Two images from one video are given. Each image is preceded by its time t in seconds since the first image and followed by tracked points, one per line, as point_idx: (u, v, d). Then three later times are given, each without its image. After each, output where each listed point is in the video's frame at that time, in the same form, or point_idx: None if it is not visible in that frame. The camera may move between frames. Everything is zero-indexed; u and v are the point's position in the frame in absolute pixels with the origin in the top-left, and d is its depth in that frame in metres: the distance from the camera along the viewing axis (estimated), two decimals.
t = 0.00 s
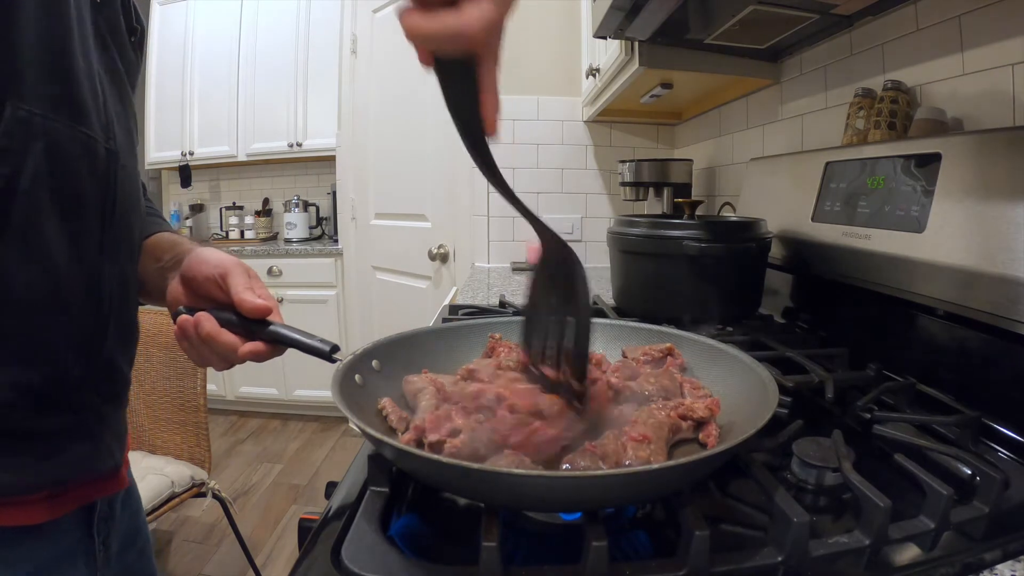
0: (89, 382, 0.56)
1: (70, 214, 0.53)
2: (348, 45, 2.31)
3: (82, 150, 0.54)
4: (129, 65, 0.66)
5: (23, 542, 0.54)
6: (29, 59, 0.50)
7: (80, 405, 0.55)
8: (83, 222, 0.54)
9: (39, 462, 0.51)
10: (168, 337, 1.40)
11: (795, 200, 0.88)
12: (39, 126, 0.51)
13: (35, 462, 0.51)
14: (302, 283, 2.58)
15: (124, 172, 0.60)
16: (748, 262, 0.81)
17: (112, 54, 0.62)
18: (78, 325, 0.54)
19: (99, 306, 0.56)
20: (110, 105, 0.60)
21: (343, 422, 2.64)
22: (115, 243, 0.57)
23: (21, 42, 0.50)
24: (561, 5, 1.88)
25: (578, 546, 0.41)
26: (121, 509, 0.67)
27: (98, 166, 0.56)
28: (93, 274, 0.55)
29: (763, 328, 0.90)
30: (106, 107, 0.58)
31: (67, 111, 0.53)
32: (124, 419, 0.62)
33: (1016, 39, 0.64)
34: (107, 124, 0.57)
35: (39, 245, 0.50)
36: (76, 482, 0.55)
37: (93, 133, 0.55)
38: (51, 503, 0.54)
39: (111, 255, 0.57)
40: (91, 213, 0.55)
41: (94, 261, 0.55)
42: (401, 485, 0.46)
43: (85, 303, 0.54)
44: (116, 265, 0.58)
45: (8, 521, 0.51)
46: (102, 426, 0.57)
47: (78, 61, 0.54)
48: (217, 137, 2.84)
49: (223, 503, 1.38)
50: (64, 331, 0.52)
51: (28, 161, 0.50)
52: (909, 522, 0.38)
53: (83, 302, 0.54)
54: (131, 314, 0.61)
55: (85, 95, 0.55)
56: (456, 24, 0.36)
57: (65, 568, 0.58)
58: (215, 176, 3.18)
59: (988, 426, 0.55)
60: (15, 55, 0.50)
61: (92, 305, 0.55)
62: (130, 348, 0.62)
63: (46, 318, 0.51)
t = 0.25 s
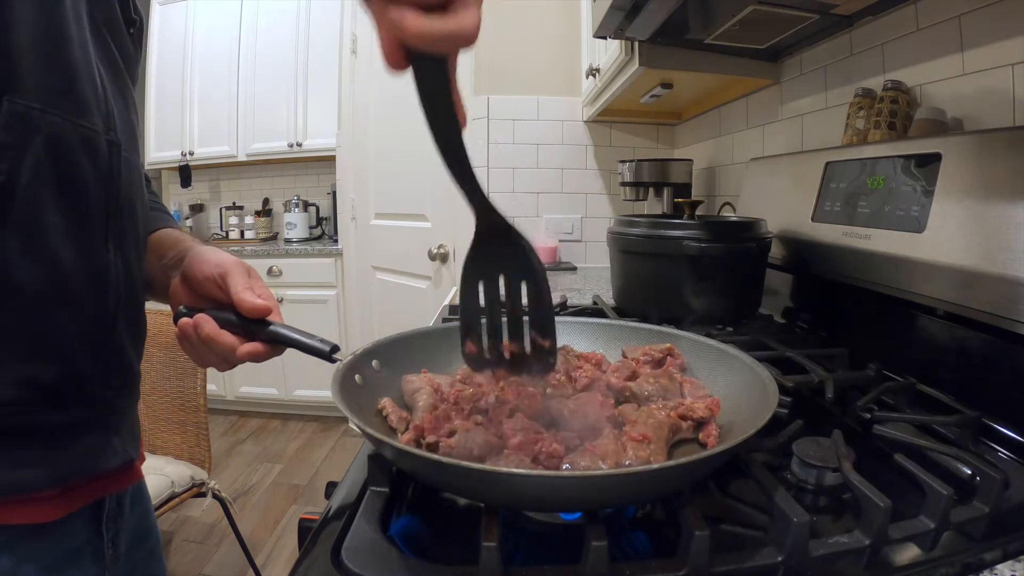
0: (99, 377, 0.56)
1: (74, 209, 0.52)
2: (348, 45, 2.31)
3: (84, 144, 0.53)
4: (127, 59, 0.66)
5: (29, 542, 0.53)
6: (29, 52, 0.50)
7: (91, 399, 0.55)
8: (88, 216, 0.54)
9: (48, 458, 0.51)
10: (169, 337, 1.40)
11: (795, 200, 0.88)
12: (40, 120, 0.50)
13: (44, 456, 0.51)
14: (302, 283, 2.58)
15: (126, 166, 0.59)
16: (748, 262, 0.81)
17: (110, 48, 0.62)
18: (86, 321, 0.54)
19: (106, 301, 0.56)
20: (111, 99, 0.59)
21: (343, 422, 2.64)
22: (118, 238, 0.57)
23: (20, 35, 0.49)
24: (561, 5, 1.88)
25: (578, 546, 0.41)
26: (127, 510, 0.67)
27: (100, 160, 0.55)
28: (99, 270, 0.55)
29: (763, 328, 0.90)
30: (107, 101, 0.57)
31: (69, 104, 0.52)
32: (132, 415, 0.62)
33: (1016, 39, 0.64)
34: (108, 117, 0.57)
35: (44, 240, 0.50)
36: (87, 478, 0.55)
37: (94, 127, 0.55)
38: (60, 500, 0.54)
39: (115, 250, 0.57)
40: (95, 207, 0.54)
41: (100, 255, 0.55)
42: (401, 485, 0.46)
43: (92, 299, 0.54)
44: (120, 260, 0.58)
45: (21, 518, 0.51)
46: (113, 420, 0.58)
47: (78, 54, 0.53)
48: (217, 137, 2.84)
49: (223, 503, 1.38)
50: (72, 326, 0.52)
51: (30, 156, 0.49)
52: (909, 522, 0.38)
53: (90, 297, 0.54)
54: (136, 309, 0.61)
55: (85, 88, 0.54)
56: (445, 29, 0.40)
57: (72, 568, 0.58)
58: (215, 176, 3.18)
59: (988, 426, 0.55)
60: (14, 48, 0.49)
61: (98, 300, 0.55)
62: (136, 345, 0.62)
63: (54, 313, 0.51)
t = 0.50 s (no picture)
0: (101, 379, 0.56)
1: (75, 214, 0.52)
2: (348, 46, 2.31)
3: (86, 149, 0.53)
4: (127, 61, 0.66)
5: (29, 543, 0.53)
6: (32, 57, 0.50)
7: (93, 401, 0.55)
8: (89, 221, 0.54)
9: (54, 460, 0.52)
10: (168, 337, 1.41)
11: (795, 200, 0.88)
12: (42, 126, 0.50)
13: (47, 456, 0.51)
14: (302, 283, 2.58)
15: (127, 171, 0.59)
16: (748, 262, 0.82)
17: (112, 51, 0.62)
18: (87, 324, 0.54)
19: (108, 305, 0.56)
20: (113, 103, 0.59)
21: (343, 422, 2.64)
22: (120, 241, 0.57)
23: (24, 41, 0.49)
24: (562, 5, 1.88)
25: (578, 546, 0.41)
26: (128, 508, 0.68)
27: (102, 165, 0.55)
28: (101, 273, 0.55)
29: (763, 328, 0.90)
30: (109, 105, 0.57)
31: (71, 110, 0.52)
32: (134, 416, 0.62)
33: (1016, 39, 0.64)
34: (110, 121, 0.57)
35: (46, 246, 0.50)
36: (90, 480, 0.55)
37: (96, 132, 0.55)
38: (61, 501, 0.54)
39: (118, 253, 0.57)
40: (96, 213, 0.54)
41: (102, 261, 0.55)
42: (401, 485, 0.46)
43: (92, 302, 0.54)
44: (123, 264, 0.58)
45: (26, 520, 0.51)
46: (114, 422, 0.58)
47: (81, 60, 0.53)
48: (217, 137, 2.84)
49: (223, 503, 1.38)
50: (75, 330, 0.52)
51: (32, 162, 0.49)
52: (909, 522, 0.38)
53: (92, 300, 0.54)
54: (138, 310, 0.61)
55: (87, 94, 0.54)
56: (450, 69, 0.37)
57: (71, 569, 0.58)
58: (215, 176, 3.18)
59: (988, 427, 0.55)
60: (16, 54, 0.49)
61: (100, 303, 0.55)
62: (138, 346, 0.62)
63: (56, 319, 0.51)
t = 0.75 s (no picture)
0: (110, 379, 0.56)
1: (84, 216, 0.52)
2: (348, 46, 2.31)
3: (95, 149, 0.53)
4: (134, 60, 0.65)
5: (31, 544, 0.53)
6: (41, 57, 0.49)
7: (102, 402, 0.55)
8: (98, 222, 0.53)
9: (56, 458, 0.51)
10: (168, 337, 1.41)
11: (795, 200, 0.88)
12: (50, 127, 0.50)
13: (51, 457, 0.51)
14: (302, 283, 2.58)
15: (135, 171, 0.59)
16: (749, 262, 0.81)
17: (118, 51, 0.61)
18: (96, 324, 0.54)
19: (119, 305, 0.56)
20: (122, 103, 0.59)
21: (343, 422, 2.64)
22: (130, 241, 0.57)
23: (32, 44, 0.49)
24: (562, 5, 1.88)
25: (578, 546, 0.41)
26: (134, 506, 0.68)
27: (111, 166, 0.55)
28: (110, 274, 0.54)
29: (763, 329, 0.90)
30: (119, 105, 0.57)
31: (79, 111, 0.52)
32: (139, 417, 0.62)
33: (1015, 39, 0.64)
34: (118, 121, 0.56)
35: (54, 247, 0.50)
36: (94, 480, 0.55)
37: (104, 132, 0.54)
38: (67, 500, 0.54)
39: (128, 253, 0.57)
40: (106, 213, 0.54)
41: (111, 262, 0.54)
42: (401, 485, 0.46)
43: (102, 301, 0.54)
44: (133, 264, 0.57)
45: (30, 517, 0.51)
46: (121, 423, 0.58)
47: (90, 60, 0.53)
48: (216, 137, 2.84)
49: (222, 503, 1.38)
50: (84, 331, 0.52)
51: (41, 163, 0.49)
52: (909, 522, 0.38)
53: (101, 300, 0.54)
54: (146, 311, 0.61)
55: (95, 94, 0.54)
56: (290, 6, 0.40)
57: (77, 567, 0.58)
58: (215, 176, 3.18)
59: (989, 427, 0.55)
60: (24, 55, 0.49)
61: (109, 302, 0.55)
62: (145, 346, 0.62)
63: (64, 320, 0.51)
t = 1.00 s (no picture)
0: (111, 383, 0.56)
1: (86, 221, 0.52)
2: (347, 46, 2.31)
3: (97, 155, 0.53)
4: (134, 63, 0.65)
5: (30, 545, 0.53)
6: (44, 63, 0.49)
7: (103, 405, 0.55)
8: (99, 227, 0.53)
9: (58, 458, 0.52)
10: (167, 336, 1.41)
11: (796, 200, 0.88)
12: (53, 133, 0.50)
13: (52, 458, 0.51)
14: (302, 283, 2.58)
15: (136, 175, 0.59)
16: (748, 263, 0.81)
17: (120, 55, 0.61)
18: (97, 328, 0.54)
19: (119, 308, 0.56)
20: (123, 107, 0.59)
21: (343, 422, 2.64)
22: (130, 246, 0.57)
23: (35, 50, 0.48)
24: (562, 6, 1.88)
25: (577, 546, 0.41)
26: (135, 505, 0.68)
27: (112, 171, 0.55)
28: (111, 278, 0.54)
29: (763, 329, 0.90)
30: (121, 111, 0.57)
31: (82, 116, 0.52)
32: (140, 418, 0.62)
33: (1015, 39, 0.64)
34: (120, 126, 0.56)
35: (57, 252, 0.50)
36: (95, 481, 0.55)
37: (106, 138, 0.54)
38: (68, 501, 0.54)
39: (128, 257, 0.57)
40: (107, 218, 0.54)
41: (112, 267, 0.54)
42: (401, 485, 0.46)
43: (103, 305, 0.54)
44: (133, 268, 0.57)
45: (32, 517, 0.51)
46: (122, 425, 0.58)
47: (92, 66, 0.53)
48: (216, 137, 2.84)
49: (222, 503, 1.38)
50: (85, 335, 0.52)
51: (44, 170, 0.49)
52: (909, 522, 0.38)
53: (102, 304, 0.54)
54: (147, 313, 0.61)
55: (97, 100, 0.54)
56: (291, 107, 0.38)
57: (79, 567, 0.57)
58: (215, 176, 3.18)
59: (989, 427, 0.55)
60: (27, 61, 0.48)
61: (110, 305, 0.55)
62: (147, 348, 0.62)
63: (66, 324, 0.51)
